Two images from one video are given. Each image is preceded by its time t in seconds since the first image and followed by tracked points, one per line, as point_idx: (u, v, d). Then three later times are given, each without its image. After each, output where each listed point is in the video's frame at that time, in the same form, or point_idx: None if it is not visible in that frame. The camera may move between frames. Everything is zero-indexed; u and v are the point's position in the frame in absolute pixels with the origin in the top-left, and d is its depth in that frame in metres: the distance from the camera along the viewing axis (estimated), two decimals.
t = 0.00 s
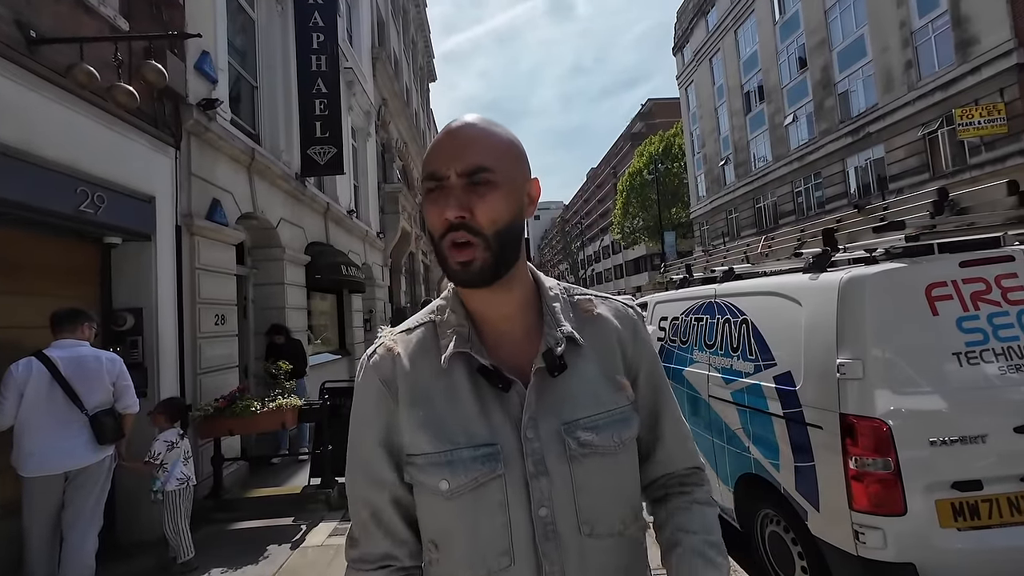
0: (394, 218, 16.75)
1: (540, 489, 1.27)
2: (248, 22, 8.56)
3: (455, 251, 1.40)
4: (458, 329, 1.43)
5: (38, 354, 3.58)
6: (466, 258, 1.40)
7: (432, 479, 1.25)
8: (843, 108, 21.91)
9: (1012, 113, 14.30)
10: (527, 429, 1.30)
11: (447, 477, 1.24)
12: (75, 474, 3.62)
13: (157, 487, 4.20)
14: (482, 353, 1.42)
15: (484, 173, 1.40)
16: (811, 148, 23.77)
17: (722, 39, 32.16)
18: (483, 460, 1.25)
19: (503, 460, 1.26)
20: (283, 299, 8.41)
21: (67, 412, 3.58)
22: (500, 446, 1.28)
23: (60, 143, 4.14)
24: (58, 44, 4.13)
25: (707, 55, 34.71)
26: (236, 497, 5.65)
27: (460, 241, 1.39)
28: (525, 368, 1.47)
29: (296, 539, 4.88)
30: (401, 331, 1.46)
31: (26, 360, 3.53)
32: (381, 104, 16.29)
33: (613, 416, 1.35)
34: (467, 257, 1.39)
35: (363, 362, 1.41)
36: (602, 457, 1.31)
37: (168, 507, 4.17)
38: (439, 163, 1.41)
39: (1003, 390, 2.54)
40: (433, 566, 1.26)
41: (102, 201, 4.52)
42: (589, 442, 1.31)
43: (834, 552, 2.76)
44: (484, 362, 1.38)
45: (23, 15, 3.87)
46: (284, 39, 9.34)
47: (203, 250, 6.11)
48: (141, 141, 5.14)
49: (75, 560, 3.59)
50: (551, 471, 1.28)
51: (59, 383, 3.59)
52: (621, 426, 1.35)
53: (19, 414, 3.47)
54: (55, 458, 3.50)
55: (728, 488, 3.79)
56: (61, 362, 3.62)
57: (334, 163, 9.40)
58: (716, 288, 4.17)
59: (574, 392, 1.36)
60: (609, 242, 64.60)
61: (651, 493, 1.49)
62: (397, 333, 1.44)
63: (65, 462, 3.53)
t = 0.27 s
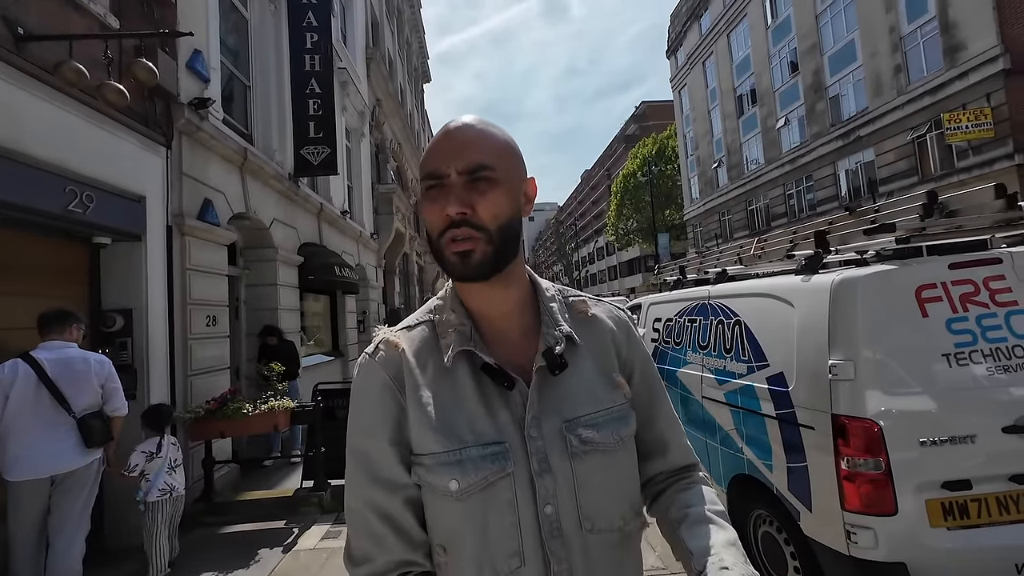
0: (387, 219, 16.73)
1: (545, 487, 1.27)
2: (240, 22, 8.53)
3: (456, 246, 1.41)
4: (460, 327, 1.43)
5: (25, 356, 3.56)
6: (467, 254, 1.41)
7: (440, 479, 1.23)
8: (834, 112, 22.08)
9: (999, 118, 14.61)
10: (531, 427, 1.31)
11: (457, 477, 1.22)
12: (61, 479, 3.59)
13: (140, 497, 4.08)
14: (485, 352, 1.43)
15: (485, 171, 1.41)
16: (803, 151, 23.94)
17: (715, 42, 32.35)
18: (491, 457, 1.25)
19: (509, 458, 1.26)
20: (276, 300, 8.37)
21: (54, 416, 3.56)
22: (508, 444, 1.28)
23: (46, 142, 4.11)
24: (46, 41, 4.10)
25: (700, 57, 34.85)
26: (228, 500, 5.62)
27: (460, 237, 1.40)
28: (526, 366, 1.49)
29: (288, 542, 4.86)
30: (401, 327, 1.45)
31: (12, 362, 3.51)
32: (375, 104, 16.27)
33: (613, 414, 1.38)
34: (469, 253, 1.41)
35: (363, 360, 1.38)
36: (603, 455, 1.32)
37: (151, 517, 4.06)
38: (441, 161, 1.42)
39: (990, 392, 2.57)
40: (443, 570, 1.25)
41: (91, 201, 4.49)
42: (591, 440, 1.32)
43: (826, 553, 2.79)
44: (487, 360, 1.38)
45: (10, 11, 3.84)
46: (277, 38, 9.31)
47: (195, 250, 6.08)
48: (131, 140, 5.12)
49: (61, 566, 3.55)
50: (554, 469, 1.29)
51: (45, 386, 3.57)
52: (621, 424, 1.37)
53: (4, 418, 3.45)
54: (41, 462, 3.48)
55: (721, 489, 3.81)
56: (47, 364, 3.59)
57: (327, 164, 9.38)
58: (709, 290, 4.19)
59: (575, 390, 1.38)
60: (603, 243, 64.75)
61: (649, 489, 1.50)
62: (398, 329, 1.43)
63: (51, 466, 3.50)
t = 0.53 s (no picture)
0: (382, 219, 16.71)
1: (568, 474, 1.31)
2: (234, 21, 8.50)
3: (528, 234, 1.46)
4: (488, 320, 1.45)
5: (14, 357, 3.54)
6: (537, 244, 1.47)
7: (472, 467, 1.25)
8: (825, 115, 22.24)
9: (987, 121, 14.82)
10: (554, 416, 1.35)
11: (489, 465, 1.24)
12: (49, 481, 3.58)
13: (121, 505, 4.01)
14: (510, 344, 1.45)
15: (545, 169, 1.51)
16: (795, 153, 24.09)
17: (709, 45, 32.52)
18: (520, 445, 1.28)
19: (535, 447, 1.29)
20: (269, 300, 8.35)
21: (42, 417, 3.54)
22: (533, 433, 1.32)
23: (36, 140, 4.09)
24: (35, 39, 4.08)
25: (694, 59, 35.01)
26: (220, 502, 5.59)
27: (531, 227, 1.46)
28: (548, 359, 1.52)
29: (281, 544, 4.85)
30: (426, 321, 1.45)
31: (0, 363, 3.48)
32: (370, 105, 16.26)
33: (625, 405, 1.44)
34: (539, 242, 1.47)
35: (390, 351, 1.38)
36: (619, 443, 1.38)
37: (136, 523, 4.00)
38: (502, 155, 1.47)
39: (977, 392, 2.60)
40: (466, 558, 1.26)
41: (81, 200, 4.47)
42: (607, 429, 1.38)
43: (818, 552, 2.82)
44: (514, 352, 1.40)
45: None
46: (271, 38, 9.29)
47: (187, 250, 6.06)
48: (123, 139, 5.10)
49: (49, 568, 3.55)
50: (575, 455, 1.34)
51: (34, 387, 3.54)
52: (630, 415, 1.43)
53: None
54: (29, 464, 3.46)
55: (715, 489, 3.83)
56: (36, 364, 3.57)
57: (321, 164, 9.37)
58: (703, 291, 4.22)
59: (591, 382, 1.44)
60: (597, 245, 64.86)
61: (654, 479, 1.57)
62: (424, 322, 1.43)
63: (40, 468, 3.48)
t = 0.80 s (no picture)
0: (378, 222, 16.71)
1: (578, 465, 1.34)
2: (230, 23, 8.51)
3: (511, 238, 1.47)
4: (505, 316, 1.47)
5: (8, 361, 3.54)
6: (522, 247, 1.47)
7: (483, 451, 1.29)
8: (819, 118, 22.38)
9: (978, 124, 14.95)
10: (566, 409, 1.37)
11: (500, 450, 1.28)
12: (43, 485, 3.60)
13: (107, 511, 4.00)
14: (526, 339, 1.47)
15: (540, 173, 1.48)
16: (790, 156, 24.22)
17: (704, 48, 32.68)
18: (530, 432, 1.31)
19: (545, 436, 1.33)
20: (265, 303, 8.35)
21: (36, 421, 3.54)
22: (544, 424, 1.34)
23: (30, 144, 4.10)
24: (30, 42, 4.08)
25: (689, 62, 35.18)
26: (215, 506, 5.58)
27: (516, 230, 1.47)
28: (564, 359, 1.54)
29: (276, 548, 4.85)
30: (449, 316, 1.49)
31: None
32: (366, 108, 16.28)
33: (637, 402, 1.45)
34: (523, 246, 1.46)
35: (412, 338, 1.42)
36: (628, 439, 1.40)
37: (123, 531, 3.99)
38: (499, 163, 1.49)
39: (967, 393, 2.64)
40: (475, 534, 1.31)
41: (75, 203, 4.47)
42: (618, 424, 1.40)
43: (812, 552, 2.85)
44: (530, 346, 1.43)
45: None
46: (268, 40, 9.30)
47: (182, 253, 6.06)
48: (118, 142, 5.10)
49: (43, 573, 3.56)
50: (586, 449, 1.36)
51: (28, 391, 3.54)
52: (641, 412, 1.44)
53: None
54: (22, 469, 3.46)
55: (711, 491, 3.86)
56: (29, 368, 3.57)
57: (318, 167, 9.37)
58: (698, 293, 4.25)
59: (605, 379, 1.45)
60: (594, 247, 64.93)
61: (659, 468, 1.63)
62: (445, 318, 1.46)
63: (33, 472, 3.48)
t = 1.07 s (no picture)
0: (375, 225, 16.71)
1: (573, 458, 1.37)
2: (226, 26, 8.53)
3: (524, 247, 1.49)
4: (513, 319, 1.53)
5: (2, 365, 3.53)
6: (535, 255, 1.49)
7: (482, 437, 1.36)
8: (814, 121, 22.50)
9: (969, 127, 15.07)
10: (565, 405, 1.40)
11: (496, 436, 1.35)
12: (36, 490, 3.59)
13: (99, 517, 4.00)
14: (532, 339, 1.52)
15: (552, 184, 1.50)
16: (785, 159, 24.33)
17: (699, 52, 32.83)
18: (525, 424, 1.36)
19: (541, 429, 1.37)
20: (261, 306, 8.34)
21: (30, 426, 3.53)
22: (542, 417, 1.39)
23: (24, 147, 4.10)
24: (26, 45, 4.09)
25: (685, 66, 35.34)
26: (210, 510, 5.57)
27: (529, 240, 1.49)
28: (570, 358, 1.56)
29: (272, 553, 4.84)
30: (464, 316, 1.57)
31: None
32: (363, 110, 16.30)
33: (641, 403, 1.45)
34: (535, 254, 1.49)
35: (429, 341, 1.52)
36: (628, 438, 1.40)
37: (116, 535, 3.99)
38: (514, 175, 1.51)
39: (960, 393, 2.67)
40: (482, 514, 1.37)
41: (70, 206, 4.47)
42: (617, 423, 1.40)
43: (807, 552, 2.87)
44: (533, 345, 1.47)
45: None
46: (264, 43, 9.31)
47: (178, 256, 6.05)
48: (113, 145, 5.11)
49: None
50: (582, 443, 1.38)
51: (22, 395, 3.53)
52: (644, 414, 1.44)
53: None
54: (16, 474, 3.45)
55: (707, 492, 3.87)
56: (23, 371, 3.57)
57: (314, 169, 9.38)
58: (693, 295, 4.26)
59: (607, 379, 1.46)
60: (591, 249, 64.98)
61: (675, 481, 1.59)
62: (460, 319, 1.54)
63: (26, 477, 3.48)
